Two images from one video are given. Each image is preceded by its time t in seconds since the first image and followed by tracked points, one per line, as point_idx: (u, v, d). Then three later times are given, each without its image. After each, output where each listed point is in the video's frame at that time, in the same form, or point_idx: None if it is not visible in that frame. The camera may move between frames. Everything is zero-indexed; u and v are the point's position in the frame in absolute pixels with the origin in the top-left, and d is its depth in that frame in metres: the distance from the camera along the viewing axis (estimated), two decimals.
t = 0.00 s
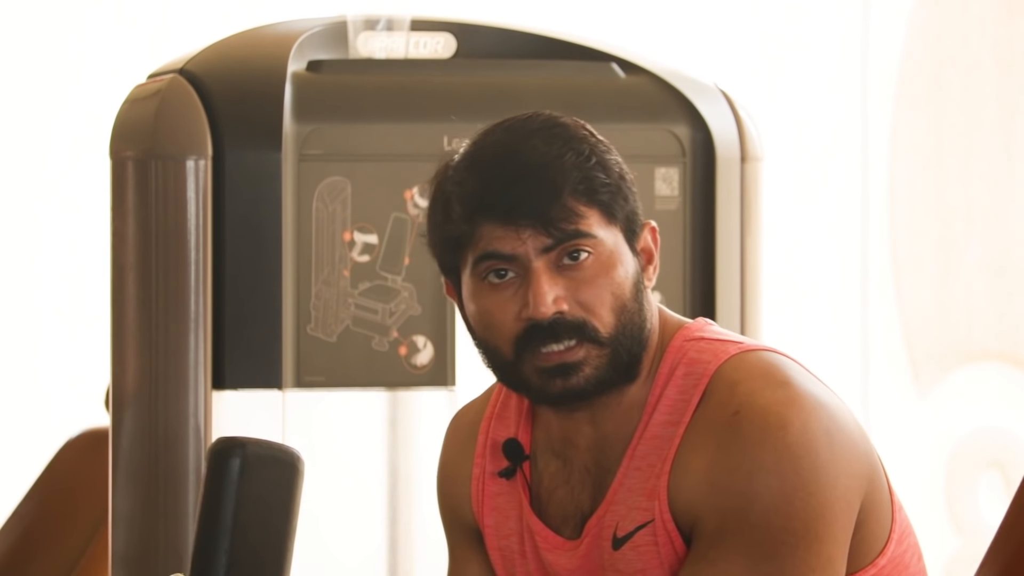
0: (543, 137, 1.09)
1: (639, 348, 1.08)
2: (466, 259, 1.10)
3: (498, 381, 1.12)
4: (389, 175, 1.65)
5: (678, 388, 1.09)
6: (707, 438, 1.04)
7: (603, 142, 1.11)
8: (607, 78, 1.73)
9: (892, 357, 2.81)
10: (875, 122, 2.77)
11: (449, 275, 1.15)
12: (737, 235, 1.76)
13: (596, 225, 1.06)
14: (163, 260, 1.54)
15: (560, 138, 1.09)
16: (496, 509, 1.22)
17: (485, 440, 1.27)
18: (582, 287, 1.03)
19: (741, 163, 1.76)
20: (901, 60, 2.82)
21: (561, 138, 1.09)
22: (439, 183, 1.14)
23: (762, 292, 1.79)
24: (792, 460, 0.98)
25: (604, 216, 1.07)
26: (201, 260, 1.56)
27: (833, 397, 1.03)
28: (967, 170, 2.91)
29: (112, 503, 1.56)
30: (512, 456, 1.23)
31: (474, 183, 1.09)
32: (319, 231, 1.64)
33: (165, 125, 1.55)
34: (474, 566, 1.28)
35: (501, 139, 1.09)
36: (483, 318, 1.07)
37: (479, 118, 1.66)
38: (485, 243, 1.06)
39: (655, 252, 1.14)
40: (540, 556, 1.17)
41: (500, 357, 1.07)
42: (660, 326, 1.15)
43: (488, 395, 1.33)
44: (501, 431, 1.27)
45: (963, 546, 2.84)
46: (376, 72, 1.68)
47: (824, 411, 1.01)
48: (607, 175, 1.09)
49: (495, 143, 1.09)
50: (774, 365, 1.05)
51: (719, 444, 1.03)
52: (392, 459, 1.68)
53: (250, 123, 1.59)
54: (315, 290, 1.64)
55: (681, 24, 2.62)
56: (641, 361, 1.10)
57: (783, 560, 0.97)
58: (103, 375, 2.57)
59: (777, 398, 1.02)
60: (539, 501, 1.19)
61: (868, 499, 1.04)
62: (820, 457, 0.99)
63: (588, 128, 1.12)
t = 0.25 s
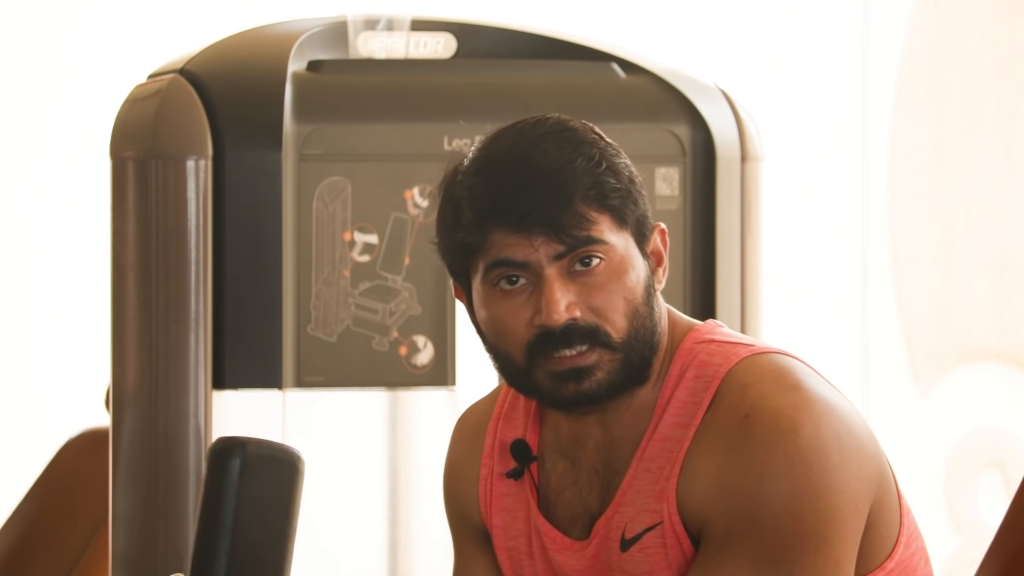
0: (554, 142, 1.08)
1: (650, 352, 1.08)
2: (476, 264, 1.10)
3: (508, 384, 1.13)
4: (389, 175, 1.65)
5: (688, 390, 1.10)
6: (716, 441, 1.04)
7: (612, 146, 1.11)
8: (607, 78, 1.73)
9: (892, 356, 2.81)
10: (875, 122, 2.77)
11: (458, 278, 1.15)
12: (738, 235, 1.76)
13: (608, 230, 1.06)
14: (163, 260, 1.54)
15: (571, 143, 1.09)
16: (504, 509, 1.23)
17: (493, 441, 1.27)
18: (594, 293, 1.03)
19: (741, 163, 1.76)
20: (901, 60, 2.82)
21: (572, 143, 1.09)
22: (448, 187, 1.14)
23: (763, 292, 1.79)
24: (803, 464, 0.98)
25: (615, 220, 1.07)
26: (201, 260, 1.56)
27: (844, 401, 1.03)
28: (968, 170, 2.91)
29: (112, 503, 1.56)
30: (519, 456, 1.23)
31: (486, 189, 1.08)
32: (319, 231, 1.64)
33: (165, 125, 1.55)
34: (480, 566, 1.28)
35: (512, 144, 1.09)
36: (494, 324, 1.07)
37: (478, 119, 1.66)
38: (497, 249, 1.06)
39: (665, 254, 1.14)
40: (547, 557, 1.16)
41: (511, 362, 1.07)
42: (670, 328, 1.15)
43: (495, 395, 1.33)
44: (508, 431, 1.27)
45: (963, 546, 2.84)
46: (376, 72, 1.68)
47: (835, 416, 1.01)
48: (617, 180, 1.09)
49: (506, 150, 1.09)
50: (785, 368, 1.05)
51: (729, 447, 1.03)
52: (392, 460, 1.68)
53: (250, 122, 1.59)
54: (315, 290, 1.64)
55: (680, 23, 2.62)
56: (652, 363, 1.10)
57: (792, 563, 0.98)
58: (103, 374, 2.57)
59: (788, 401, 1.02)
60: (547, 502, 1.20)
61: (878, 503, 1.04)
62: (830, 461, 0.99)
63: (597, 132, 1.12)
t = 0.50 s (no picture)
0: (559, 141, 1.09)
1: (653, 351, 1.08)
2: (481, 263, 1.10)
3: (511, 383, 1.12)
4: (389, 175, 1.65)
5: (691, 390, 1.09)
6: (719, 441, 1.04)
7: (617, 145, 1.11)
8: (607, 78, 1.73)
9: (892, 356, 2.81)
10: (875, 122, 2.77)
11: (462, 276, 1.15)
12: (737, 235, 1.76)
13: (612, 229, 1.06)
14: (162, 260, 1.54)
15: (576, 142, 1.09)
16: (506, 509, 1.23)
17: (495, 440, 1.27)
18: (598, 292, 1.03)
19: (741, 163, 1.76)
20: (901, 60, 2.81)
21: (577, 142, 1.09)
22: (453, 186, 1.14)
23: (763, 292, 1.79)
24: (805, 466, 0.98)
25: (620, 220, 1.07)
26: (201, 260, 1.56)
27: (846, 402, 1.03)
28: (967, 170, 2.91)
29: (112, 503, 1.55)
30: (522, 456, 1.23)
31: (491, 188, 1.09)
32: (319, 231, 1.64)
33: (165, 125, 1.55)
34: (482, 566, 1.28)
35: (518, 143, 1.09)
36: (497, 323, 1.07)
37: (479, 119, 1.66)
38: (501, 248, 1.06)
39: (669, 253, 1.14)
40: (549, 557, 1.16)
41: (515, 361, 1.07)
42: (673, 328, 1.15)
43: (497, 396, 1.34)
44: (510, 431, 1.27)
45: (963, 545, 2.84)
46: (376, 72, 1.68)
47: (837, 417, 1.01)
48: (622, 179, 1.09)
49: (511, 149, 1.09)
50: (787, 369, 1.05)
51: (732, 448, 1.03)
52: (392, 459, 1.70)
53: (250, 122, 1.59)
54: (314, 289, 1.64)
55: (680, 23, 2.62)
56: (655, 363, 1.10)
57: (794, 564, 0.98)
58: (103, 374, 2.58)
59: (790, 403, 1.02)
60: (549, 502, 1.20)
61: (879, 505, 1.04)
62: (832, 462, 0.99)
63: (603, 132, 1.12)
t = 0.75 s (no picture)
0: (559, 138, 1.09)
1: (653, 349, 1.08)
2: (480, 260, 1.10)
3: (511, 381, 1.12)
4: (389, 175, 1.65)
5: (691, 390, 1.10)
6: (719, 441, 1.04)
7: (618, 144, 1.11)
8: (607, 78, 1.73)
9: (892, 356, 2.81)
10: (875, 122, 2.77)
11: (462, 274, 1.16)
12: (737, 235, 1.76)
13: (611, 226, 1.06)
14: (163, 260, 1.54)
15: (576, 140, 1.09)
16: (507, 509, 1.23)
17: (495, 440, 1.27)
18: (596, 289, 1.03)
19: (741, 163, 1.76)
20: (901, 60, 2.81)
21: (577, 139, 1.09)
22: (453, 184, 1.14)
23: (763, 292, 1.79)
24: (805, 466, 0.98)
25: (619, 217, 1.07)
26: (201, 260, 1.56)
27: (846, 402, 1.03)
28: (968, 169, 2.91)
29: (112, 503, 1.55)
30: (522, 457, 1.23)
31: (489, 185, 1.09)
32: (319, 231, 1.64)
33: (165, 125, 1.55)
34: (483, 566, 1.28)
35: (517, 140, 1.09)
36: (496, 320, 1.07)
37: (479, 119, 1.66)
38: (499, 244, 1.07)
39: (670, 253, 1.14)
40: (549, 557, 1.16)
41: (513, 358, 1.07)
42: (674, 329, 1.15)
43: (498, 396, 1.34)
44: (511, 431, 1.27)
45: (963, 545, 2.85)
46: (376, 72, 1.68)
47: (838, 418, 1.01)
48: (621, 177, 1.09)
49: (510, 145, 1.09)
50: (788, 369, 1.05)
51: (732, 448, 1.03)
52: (392, 460, 1.72)
53: (250, 122, 1.59)
54: (314, 289, 1.64)
55: (681, 23, 2.62)
56: (654, 362, 1.10)
57: (794, 565, 0.97)
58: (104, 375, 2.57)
59: (791, 403, 1.02)
60: (549, 502, 1.20)
61: (880, 505, 1.04)
62: (833, 463, 0.99)
63: (603, 131, 1.12)
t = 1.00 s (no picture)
0: (557, 126, 1.10)
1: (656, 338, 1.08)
2: (482, 248, 1.10)
3: (514, 373, 1.12)
4: (389, 175, 1.65)
5: (690, 386, 1.09)
6: (717, 440, 1.05)
7: (618, 133, 1.12)
8: (607, 78, 1.73)
9: (892, 356, 2.81)
10: (875, 122, 2.77)
11: (466, 267, 1.16)
12: (737, 235, 1.76)
13: (611, 210, 1.06)
14: (163, 260, 1.54)
15: (575, 127, 1.10)
16: (504, 507, 1.23)
17: (492, 439, 1.27)
18: (598, 271, 1.03)
19: (741, 163, 1.76)
20: (901, 60, 2.82)
21: (576, 126, 1.10)
22: (455, 178, 1.15)
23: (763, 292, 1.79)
24: (803, 465, 0.98)
25: (620, 203, 1.07)
26: (201, 260, 1.56)
27: (846, 400, 1.03)
28: (968, 170, 2.91)
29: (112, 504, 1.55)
30: (518, 455, 1.23)
31: (490, 173, 1.09)
32: (319, 231, 1.64)
33: (165, 125, 1.55)
34: (482, 566, 1.28)
35: (517, 128, 1.10)
36: (499, 308, 1.07)
37: (479, 119, 1.66)
38: (501, 229, 1.07)
39: (672, 247, 1.14)
40: (545, 554, 1.16)
41: (516, 346, 1.07)
42: (676, 325, 1.15)
43: (497, 398, 1.34)
44: (508, 430, 1.27)
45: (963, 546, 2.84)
46: (376, 72, 1.68)
47: (837, 416, 1.01)
48: (622, 163, 1.09)
49: (510, 134, 1.10)
50: (787, 367, 1.05)
51: (731, 447, 1.03)
52: (392, 460, 1.71)
53: (250, 122, 1.59)
54: (315, 290, 1.64)
55: (681, 24, 2.62)
56: (656, 352, 1.10)
57: (792, 564, 0.98)
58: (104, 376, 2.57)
59: (790, 402, 1.02)
60: (546, 500, 1.20)
61: (879, 503, 1.04)
62: (832, 462, 0.99)
63: (603, 121, 1.13)
